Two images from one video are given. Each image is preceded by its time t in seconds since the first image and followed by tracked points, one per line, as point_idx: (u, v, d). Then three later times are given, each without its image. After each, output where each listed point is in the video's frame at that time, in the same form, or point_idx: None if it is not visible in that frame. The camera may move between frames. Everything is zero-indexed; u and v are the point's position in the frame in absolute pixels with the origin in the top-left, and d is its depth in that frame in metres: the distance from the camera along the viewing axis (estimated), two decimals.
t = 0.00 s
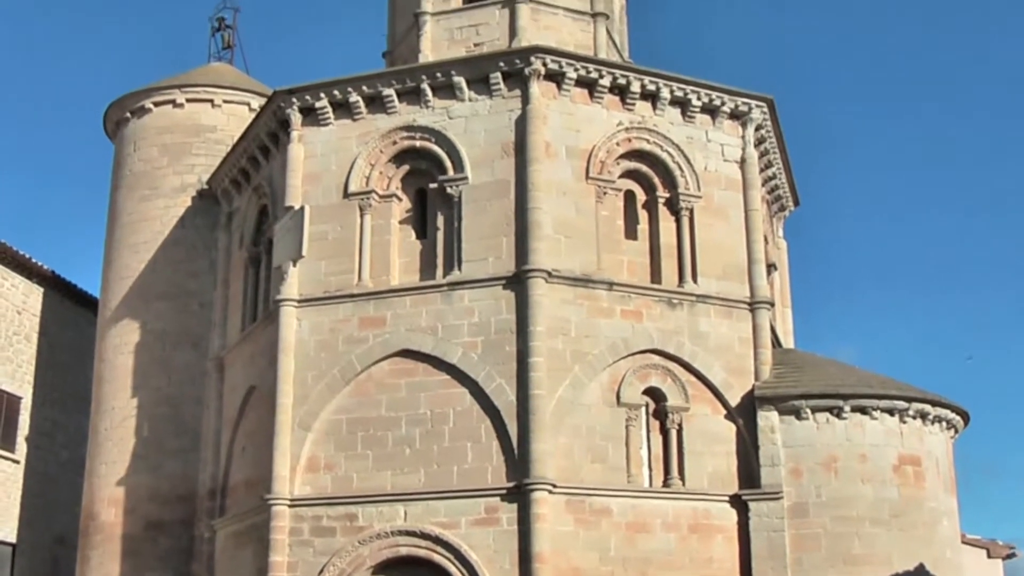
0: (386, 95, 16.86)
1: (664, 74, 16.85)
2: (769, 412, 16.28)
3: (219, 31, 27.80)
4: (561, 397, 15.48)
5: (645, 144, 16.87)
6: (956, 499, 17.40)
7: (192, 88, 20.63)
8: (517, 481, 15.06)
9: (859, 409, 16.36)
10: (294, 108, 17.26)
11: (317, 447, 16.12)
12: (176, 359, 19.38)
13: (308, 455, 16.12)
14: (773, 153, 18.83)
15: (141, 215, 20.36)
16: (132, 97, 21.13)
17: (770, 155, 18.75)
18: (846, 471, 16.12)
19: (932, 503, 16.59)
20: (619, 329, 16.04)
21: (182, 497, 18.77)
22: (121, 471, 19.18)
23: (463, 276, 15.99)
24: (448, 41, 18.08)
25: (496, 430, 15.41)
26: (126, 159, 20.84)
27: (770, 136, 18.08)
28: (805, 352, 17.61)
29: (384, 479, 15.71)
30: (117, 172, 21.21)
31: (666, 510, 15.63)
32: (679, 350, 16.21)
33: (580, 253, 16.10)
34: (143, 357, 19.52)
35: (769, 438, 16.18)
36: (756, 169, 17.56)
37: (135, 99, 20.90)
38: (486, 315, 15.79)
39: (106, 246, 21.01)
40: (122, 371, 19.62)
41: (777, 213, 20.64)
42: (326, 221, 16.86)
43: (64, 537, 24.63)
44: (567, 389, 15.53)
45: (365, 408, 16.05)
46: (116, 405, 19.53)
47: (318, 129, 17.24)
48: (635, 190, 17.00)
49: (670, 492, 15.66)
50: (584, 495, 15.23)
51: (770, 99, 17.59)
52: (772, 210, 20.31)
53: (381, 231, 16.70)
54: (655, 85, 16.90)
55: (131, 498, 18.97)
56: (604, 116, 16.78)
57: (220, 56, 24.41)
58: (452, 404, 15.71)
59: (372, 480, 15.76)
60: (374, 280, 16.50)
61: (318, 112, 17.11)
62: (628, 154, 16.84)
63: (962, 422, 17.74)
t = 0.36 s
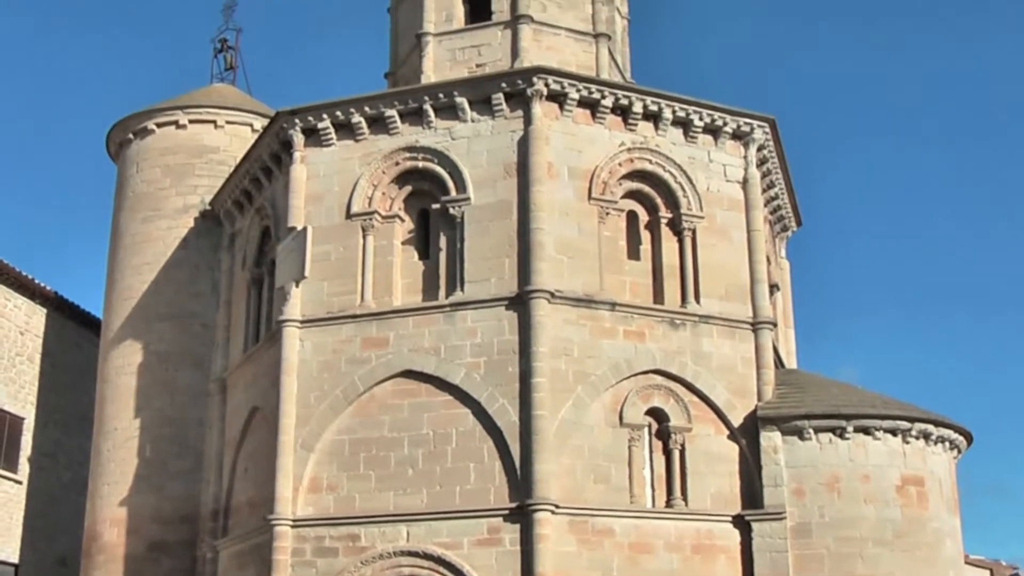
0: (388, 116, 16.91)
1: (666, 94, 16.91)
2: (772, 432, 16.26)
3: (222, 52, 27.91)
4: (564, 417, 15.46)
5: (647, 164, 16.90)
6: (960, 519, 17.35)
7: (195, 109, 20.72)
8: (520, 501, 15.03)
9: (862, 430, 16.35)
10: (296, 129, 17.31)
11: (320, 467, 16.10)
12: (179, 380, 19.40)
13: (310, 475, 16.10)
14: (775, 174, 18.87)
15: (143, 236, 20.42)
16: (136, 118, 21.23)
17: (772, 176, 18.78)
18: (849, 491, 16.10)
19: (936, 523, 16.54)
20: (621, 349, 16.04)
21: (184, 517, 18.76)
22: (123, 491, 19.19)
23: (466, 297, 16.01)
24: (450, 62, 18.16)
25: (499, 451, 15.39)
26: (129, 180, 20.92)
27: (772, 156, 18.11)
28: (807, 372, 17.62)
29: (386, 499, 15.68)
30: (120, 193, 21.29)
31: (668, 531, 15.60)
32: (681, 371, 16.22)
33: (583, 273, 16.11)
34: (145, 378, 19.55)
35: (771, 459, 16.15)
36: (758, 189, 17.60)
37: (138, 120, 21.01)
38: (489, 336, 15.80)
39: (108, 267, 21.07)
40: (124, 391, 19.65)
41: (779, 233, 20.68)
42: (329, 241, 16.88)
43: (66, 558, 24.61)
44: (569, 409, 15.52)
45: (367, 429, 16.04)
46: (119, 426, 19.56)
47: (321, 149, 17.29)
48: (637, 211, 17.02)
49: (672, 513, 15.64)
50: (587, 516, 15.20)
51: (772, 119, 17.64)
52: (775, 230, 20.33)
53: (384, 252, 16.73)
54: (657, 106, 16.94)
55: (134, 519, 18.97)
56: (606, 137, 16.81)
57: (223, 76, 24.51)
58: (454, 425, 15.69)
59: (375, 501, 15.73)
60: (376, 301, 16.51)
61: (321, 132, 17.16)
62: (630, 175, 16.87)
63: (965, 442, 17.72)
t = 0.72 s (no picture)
0: (390, 137, 16.94)
1: (668, 115, 16.93)
2: (775, 453, 16.22)
3: (225, 73, 27.99)
4: (566, 439, 15.42)
5: (649, 185, 16.92)
6: (964, 541, 17.28)
7: (197, 130, 20.78)
8: (522, 523, 14.99)
9: (865, 451, 16.30)
10: (298, 150, 17.35)
11: (321, 488, 16.06)
12: (181, 401, 19.39)
13: (312, 497, 16.06)
14: (776, 194, 18.87)
15: (145, 257, 20.46)
16: (138, 139, 21.30)
17: (773, 196, 18.78)
18: (852, 513, 16.05)
19: (940, 545, 16.47)
20: (623, 371, 16.02)
21: (185, 539, 18.71)
22: (124, 513, 19.18)
23: (467, 318, 16.00)
24: (451, 83, 18.21)
25: (501, 473, 15.35)
26: (131, 201, 20.97)
27: (773, 177, 18.11)
28: (810, 393, 17.59)
29: (388, 521, 15.64)
30: (122, 215, 21.33)
31: (671, 553, 15.54)
32: (684, 392, 16.19)
33: (584, 294, 16.10)
34: (147, 399, 19.56)
35: (774, 480, 16.10)
36: (760, 209, 17.59)
37: (140, 142, 21.07)
38: (491, 357, 15.78)
39: (111, 288, 21.10)
40: (126, 413, 19.68)
41: (781, 254, 20.67)
42: (331, 262, 16.89)
43: None
44: (571, 431, 15.48)
45: (369, 450, 16.01)
46: (120, 447, 19.56)
47: (323, 170, 17.32)
48: (639, 232, 17.03)
49: (675, 534, 15.58)
50: (589, 538, 15.15)
51: (773, 139, 17.63)
52: (776, 250, 20.32)
53: (386, 273, 16.74)
54: (658, 127, 16.96)
55: (134, 540, 18.94)
56: (607, 158, 16.83)
57: (226, 97, 24.58)
58: (456, 446, 15.66)
59: (376, 523, 15.69)
60: (378, 322, 16.51)
61: (323, 153, 17.20)
62: (633, 196, 16.88)
63: (969, 463, 17.66)
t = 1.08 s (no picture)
0: (392, 159, 16.98)
1: (668, 137, 16.99)
2: (776, 475, 16.18)
3: (227, 94, 28.05)
4: (566, 460, 15.39)
5: (650, 207, 16.95)
6: (966, 563, 17.22)
7: (200, 151, 20.83)
8: (523, 545, 14.94)
9: (866, 472, 16.26)
10: (300, 171, 17.38)
11: (321, 510, 16.00)
12: (181, 422, 19.35)
13: (312, 518, 16.00)
14: (777, 216, 18.90)
15: (146, 278, 20.47)
16: (140, 159, 21.36)
17: (774, 218, 18.81)
18: (854, 534, 15.99)
19: (942, 567, 16.40)
20: (624, 392, 16.00)
21: (185, 561, 18.58)
22: (122, 534, 19.12)
23: (469, 339, 15.99)
24: (454, 105, 18.27)
25: (501, 494, 15.30)
26: (133, 222, 21.01)
27: (774, 198, 18.14)
28: (811, 415, 17.56)
29: (388, 542, 15.57)
30: (123, 236, 21.35)
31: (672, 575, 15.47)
32: (685, 414, 16.17)
33: (585, 316, 16.10)
34: (147, 421, 19.53)
35: (776, 501, 16.05)
36: (760, 231, 17.62)
37: (143, 162, 21.13)
38: (492, 379, 15.76)
39: (111, 309, 21.11)
40: (126, 434, 19.65)
41: (782, 275, 20.67)
42: (332, 284, 16.90)
43: None
44: (572, 453, 15.45)
45: (369, 472, 15.96)
46: (119, 469, 19.52)
47: (325, 192, 17.34)
48: (640, 253, 17.05)
49: (676, 556, 15.52)
50: (589, 560, 15.08)
51: (774, 161, 17.67)
52: (777, 272, 20.33)
53: (386, 294, 16.75)
54: (659, 148, 17.01)
55: (133, 562, 18.89)
56: (609, 179, 16.86)
57: (228, 118, 24.65)
58: (457, 468, 15.62)
59: (376, 545, 15.62)
60: (379, 343, 16.50)
61: (325, 174, 17.24)
62: (633, 218, 16.91)
63: (970, 485, 17.60)
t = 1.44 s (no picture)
0: (393, 179, 17.01)
1: (669, 157, 17.03)
2: (778, 495, 16.16)
3: (228, 114, 28.15)
4: (568, 481, 15.36)
5: (651, 227, 16.97)
6: None
7: (201, 171, 20.88)
8: (524, 565, 14.90)
9: (868, 491, 16.21)
10: (302, 192, 17.42)
11: (322, 530, 15.96)
12: (182, 442, 19.33)
13: (312, 538, 15.96)
14: (778, 236, 18.93)
15: (147, 298, 20.49)
16: (142, 179, 21.40)
17: (775, 238, 18.84)
18: (856, 554, 15.95)
19: None
20: (625, 413, 15.98)
21: None
22: (122, 554, 19.09)
23: (470, 359, 15.99)
24: (455, 125, 18.32)
25: (502, 514, 15.27)
26: (134, 242, 21.04)
27: (775, 219, 18.18)
28: (812, 435, 17.54)
29: (389, 562, 15.52)
30: (125, 255, 21.39)
31: None
32: (686, 434, 16.15)
33: (587, 336, 16.11)
34: (148, 440, 19.52)
35: (778, 521, 16.03)
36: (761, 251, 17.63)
37: (144, 182, 21.17)
38: (493, 399, 15.75)
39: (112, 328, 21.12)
40: (126, 453, 19.65)
41: (784, 294, 20.69)
42: (333, 304, 16.91)
43: None
44: (573, 473, 15.43)
45: (369, 492, 15.93)
46: (120, 488, 19.51)
47: (326, 212, 17.38)
48: (641, 273, 17.06)
49: None
50: None
51: (775, 182, 17.71)
52: (779, 292, 20.35)
53: (388, 314, 16.75)
54: (660, 169, 17.05)
55: None
56: (610, 199, 16.89)
57: (230, 138, 24.71)
58: (458, 488, 15.59)
59: (377, 565, 15.57)
60: (381, 363, 16.49)
61: (326, 195, 17.28)
62: (634, 238, 16.92)
63: (973, 504, 17.54)
